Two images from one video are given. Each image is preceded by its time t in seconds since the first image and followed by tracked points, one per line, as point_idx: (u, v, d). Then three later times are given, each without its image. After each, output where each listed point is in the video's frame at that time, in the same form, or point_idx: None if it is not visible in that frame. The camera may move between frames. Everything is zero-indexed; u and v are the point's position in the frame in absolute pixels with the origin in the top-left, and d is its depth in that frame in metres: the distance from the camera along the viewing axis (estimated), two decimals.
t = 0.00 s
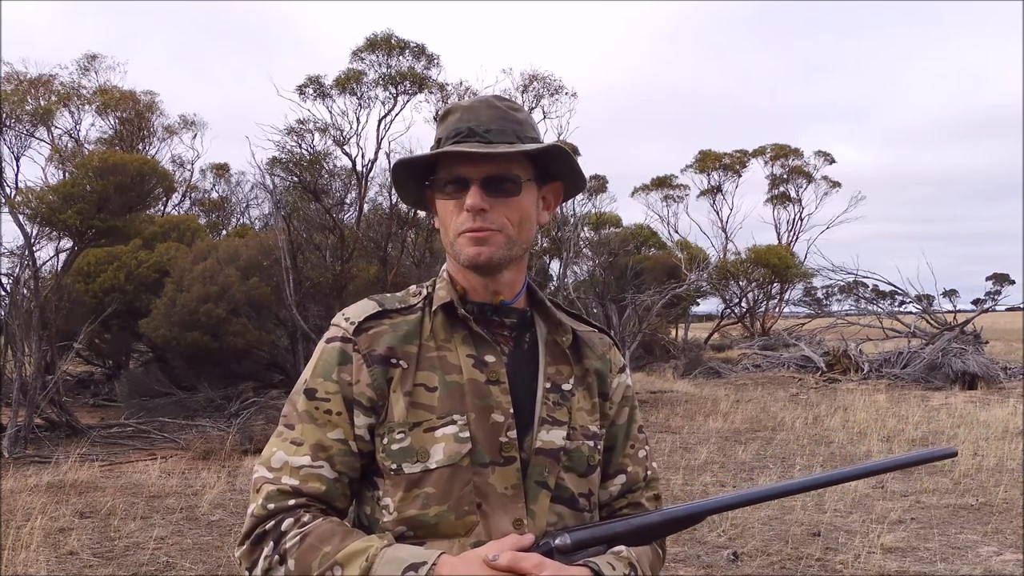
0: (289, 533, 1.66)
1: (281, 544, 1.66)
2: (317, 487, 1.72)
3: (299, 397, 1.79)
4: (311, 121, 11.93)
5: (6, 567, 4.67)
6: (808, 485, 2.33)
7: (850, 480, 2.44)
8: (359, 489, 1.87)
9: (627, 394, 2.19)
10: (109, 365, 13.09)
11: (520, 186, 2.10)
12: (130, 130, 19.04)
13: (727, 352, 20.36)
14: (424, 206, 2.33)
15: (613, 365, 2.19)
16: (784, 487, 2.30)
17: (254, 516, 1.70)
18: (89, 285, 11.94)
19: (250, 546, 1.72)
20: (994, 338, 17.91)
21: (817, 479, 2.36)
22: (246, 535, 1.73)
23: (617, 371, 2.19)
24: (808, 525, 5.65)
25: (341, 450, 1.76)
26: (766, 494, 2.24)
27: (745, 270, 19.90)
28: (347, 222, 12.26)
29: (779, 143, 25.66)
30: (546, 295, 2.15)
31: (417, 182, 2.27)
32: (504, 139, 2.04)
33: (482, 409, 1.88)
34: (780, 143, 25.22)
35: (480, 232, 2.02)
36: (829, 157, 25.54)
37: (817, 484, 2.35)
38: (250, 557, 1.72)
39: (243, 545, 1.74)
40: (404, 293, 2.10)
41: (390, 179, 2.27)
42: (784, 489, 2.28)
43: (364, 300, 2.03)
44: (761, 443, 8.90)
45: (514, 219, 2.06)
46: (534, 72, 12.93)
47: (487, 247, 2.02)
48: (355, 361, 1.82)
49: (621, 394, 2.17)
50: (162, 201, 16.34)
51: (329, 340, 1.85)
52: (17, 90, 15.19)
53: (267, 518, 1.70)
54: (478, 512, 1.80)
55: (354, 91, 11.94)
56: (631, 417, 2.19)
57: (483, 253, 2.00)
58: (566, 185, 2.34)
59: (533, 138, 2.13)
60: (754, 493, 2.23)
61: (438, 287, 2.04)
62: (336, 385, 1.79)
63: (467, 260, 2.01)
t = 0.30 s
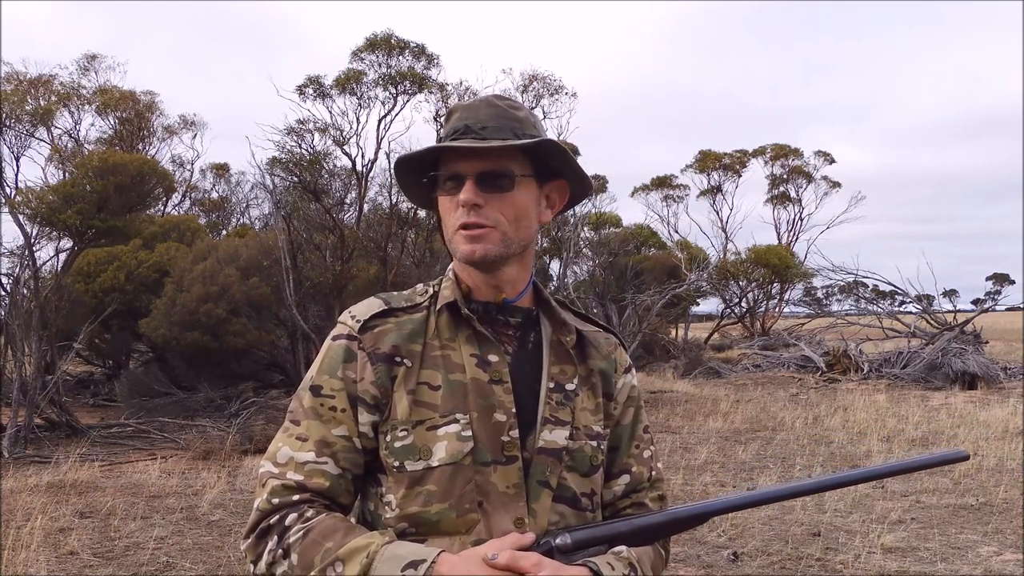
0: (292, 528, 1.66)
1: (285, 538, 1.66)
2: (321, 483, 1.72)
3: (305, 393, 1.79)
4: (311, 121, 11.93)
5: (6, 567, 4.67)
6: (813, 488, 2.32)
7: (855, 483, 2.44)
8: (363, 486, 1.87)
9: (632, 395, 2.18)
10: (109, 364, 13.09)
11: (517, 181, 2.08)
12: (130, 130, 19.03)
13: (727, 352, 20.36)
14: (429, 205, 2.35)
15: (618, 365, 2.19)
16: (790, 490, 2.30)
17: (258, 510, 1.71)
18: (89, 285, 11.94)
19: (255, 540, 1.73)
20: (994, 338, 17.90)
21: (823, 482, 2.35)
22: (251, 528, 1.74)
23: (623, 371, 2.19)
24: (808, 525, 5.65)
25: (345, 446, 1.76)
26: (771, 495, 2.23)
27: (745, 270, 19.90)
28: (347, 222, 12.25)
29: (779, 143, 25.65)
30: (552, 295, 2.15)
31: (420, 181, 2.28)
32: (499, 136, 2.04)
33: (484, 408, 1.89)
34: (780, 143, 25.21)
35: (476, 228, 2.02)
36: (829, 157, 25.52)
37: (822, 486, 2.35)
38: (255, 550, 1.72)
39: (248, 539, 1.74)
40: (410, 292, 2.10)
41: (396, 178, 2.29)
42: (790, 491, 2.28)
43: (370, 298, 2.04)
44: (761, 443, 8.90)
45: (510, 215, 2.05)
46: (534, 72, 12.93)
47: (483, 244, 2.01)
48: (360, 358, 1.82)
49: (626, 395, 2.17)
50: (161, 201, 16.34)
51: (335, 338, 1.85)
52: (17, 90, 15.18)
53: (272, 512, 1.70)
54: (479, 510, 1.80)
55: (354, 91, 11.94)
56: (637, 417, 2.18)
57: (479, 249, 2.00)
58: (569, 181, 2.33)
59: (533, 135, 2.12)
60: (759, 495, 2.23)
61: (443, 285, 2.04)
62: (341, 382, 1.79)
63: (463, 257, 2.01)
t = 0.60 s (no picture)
0: (293, 527, 1.66)
1: (286, 537, 1.66)
2: (322, 482, 1.72)
3: (306, 393, 1.79)
4: (311, 121, 11.93)
5: (6, 567, 4.67)
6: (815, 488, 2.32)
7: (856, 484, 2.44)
8: (364, 485, 1.87)
9: (632, 395, 2.18)
10: (109, 365, 13.09)
11: (534, 186, 2.10)
12: (130, 130, 19.04)
13: (727, 352, 20.36)
14: (430, 206, 2.31)
15: (619, 365, 2.19)
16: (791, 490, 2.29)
17: (259, 509, 1.71)
18: (89, 285, 11.94)
19: (256, 539, 1.72)
20: (994, 338, 17.90)
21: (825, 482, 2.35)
22: (253, 527, 1.74)
23: (624, 371, 2.19)
24: (808, 525, 5.65)
25: (346, 446, 1.76)
26: (771, 496, 2.23)
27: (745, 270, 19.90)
28: (347, 222, 12.24)
29: (779, 143, 25.65)
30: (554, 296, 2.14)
31: (425, 182, 2.25)
32: (517, 139, 2.05)
33: (484, 408, 1.88)
34: (780, 143, 25.21)
35: (496, 232, 2.02)
36: (829, 157, 25.52)
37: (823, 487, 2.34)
38: (257, 549, 1.72)
39: (250, 537, 1.74)
40: (412, 293, 2.09)
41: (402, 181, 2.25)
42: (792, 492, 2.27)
43: (371, 300, 2.03)
44: (761, 443, 8.90)
45: (528, 218, 2.07)
46: (534, 72, 12.92)
47: (503, 247, 2.02)
48: (361, 359, 1.82)
49: (627, 395, 2.17)
50: (161, 201, 16.34)
51: (336, 338, 1.85)
52: (17, 90, 15.18)
53: (273, 512, 1.70)
54: (479, 510, 1.80)
55: (354, 91, 11.94)
56: (637, 417, 2.18)
57: (499, 252, 2.00)
58: (573, 187, 2.36)
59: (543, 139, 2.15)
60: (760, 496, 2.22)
61: (446, 286, 2.04)
62: (342, 382, 1.79)
63: (482, 260, 2.01)
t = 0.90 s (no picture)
0: (293, 528, 1.66)
1: (286, 539, 1.66)
2: (323, 483, 1.72)
3: (306, 395, 1.79)
4: (311, 121, 11.93)
5: (6, 567, 4.67)
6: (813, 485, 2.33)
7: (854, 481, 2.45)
8: (364, 486, 1.87)
9: (631, 394, 2.18)
10: (109, 364, 13.09)
11: (541, 188, 2.11)
12: (130, 130, 19.05)
13: (727, 352, 20.36)
14: (429, 204, 2.30)
15: (618, 365, 2.19)
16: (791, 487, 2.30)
17: (260, 511, 1.71)
18: (89, 285, 11.93)
19: (257, 540, 1.72)
20: (994, 338, 17.90)
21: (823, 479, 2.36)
22: (253, 529, 1.74)
23: (623, 371, 2.19)
24: (808, 525, 5.65)
25: (346, 447, 1.76)
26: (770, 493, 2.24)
27: (745, 270, 19.91)
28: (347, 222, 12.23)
29: (779, 143, 25.65)
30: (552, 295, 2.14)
31: (427, 179, 2.23)
32: (525, 142, 2.06)
33: (484, 409, 1.88)
34: (780, 143, 25.21)
35: (503, 232, 2.02)
36: (829, 157, 25.51)
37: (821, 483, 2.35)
38: (257, 551, 1.73)
39: (250, 539, 1.74)
40: (411, 293, 2.09)
41: (406, 178, 2.24)
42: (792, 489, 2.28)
43: (370, 301, 2.03)
44: (761, 443, 8.90)
45: (534, 220, 2.08)
46: (534, 72, 12.92)
47: (508, 248, 2.02)
48: (361, 360, 1.82)
49: (627, 394, 2.17)
50: (162, 201, 16.34)
51: (336, 340, 1.85)
52: (17, 90, 15.17)
53: (273, 513, 1.70)
54: (479, 510, 1.80)
55: (354, 91, 11.94)
56: (637, 417, 2.18)
57: (505, 253, 2.01)
58: (572, 189, 2.37)
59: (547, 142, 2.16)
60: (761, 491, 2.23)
61: (445, 287, 2.04)
62: (342, 383, 1.79)
63: (488, 260, 2.01)
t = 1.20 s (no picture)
0: (293, 527, 1.66)
1: (286, 538, 1.66)
2: (322, 483, 1.72)
3: (306, 395, 1.79)
4: (311, 121, 11.93)
5: (6, 568, 4.67)
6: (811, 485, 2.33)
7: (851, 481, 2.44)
8: (364, 486, 1.87)
9: (631, 393, 2.18)
10: (109, 365, 13.09)
11: (540, 190, 2.11)
12: (130, 130, 19.05)
13: (727, 352, 20.35)
14: (429, 204, 2.30)
15: (617, 365, 2.19)
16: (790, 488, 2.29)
17: (259, 511, 1.71)
18: (89, 285, 11.93)
19: (256, 540, 1.72)
20: (994, 338, 17.89)
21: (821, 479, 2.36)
22: (252, 528, 1.74)
23: (623, 370, 2.19)
24: (808, 525, 5.65)
25: (346, 446, 1.76)
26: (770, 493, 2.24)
27: (745, 270, 19.91)
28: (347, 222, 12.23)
29: (779, 143, 25.65)
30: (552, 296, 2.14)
31: (427, 179, 2.23)
32: (525, 144, 2.06)
33: (484, 408, 1.88)
34: (780, 143, 25.20)
35: (502, 234, 2.03)
36: (829, 157, 25.51)
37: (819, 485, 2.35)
38: (256, 550, 1.73)
39: (249, 539, 1.74)
40: (410, 293, 2.09)
41: (406, 178, 2.23)
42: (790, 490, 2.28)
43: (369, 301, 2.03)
44: (761, 443, 8.90)
45: (533, 222, 2.08)
46: (534, 72, 12.92)
47: (507, 250, 2.03)
48: (361, 360, 1.82)
49: (626, 394, 2.17)
50: (162, 201, 16.34)
51: (335, 340, 1.85)
52: (17, 90, 15.17)
53: (273, 513, 1.70)
54: (479, 509, 1.80)
55: (354, 91, 11.94)
56: (636, 417, 2.18)
57: (504, 255, 2.01)
58: (572, 189, 2.37)
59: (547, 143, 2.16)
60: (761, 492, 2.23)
61: (444, 287, 2.04)
62: (342, 383, 1.79)
63: (487, 261, 2.01)
